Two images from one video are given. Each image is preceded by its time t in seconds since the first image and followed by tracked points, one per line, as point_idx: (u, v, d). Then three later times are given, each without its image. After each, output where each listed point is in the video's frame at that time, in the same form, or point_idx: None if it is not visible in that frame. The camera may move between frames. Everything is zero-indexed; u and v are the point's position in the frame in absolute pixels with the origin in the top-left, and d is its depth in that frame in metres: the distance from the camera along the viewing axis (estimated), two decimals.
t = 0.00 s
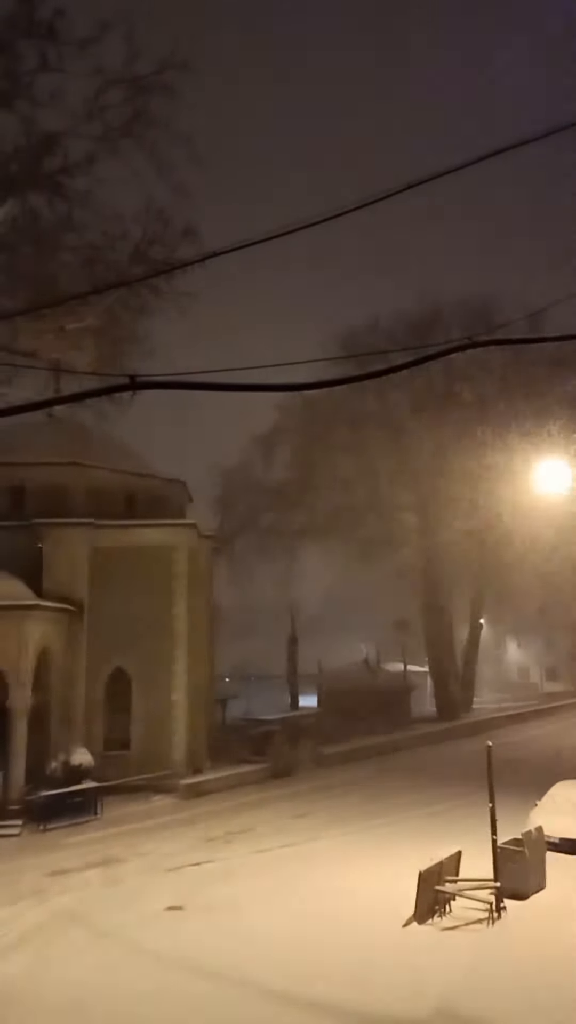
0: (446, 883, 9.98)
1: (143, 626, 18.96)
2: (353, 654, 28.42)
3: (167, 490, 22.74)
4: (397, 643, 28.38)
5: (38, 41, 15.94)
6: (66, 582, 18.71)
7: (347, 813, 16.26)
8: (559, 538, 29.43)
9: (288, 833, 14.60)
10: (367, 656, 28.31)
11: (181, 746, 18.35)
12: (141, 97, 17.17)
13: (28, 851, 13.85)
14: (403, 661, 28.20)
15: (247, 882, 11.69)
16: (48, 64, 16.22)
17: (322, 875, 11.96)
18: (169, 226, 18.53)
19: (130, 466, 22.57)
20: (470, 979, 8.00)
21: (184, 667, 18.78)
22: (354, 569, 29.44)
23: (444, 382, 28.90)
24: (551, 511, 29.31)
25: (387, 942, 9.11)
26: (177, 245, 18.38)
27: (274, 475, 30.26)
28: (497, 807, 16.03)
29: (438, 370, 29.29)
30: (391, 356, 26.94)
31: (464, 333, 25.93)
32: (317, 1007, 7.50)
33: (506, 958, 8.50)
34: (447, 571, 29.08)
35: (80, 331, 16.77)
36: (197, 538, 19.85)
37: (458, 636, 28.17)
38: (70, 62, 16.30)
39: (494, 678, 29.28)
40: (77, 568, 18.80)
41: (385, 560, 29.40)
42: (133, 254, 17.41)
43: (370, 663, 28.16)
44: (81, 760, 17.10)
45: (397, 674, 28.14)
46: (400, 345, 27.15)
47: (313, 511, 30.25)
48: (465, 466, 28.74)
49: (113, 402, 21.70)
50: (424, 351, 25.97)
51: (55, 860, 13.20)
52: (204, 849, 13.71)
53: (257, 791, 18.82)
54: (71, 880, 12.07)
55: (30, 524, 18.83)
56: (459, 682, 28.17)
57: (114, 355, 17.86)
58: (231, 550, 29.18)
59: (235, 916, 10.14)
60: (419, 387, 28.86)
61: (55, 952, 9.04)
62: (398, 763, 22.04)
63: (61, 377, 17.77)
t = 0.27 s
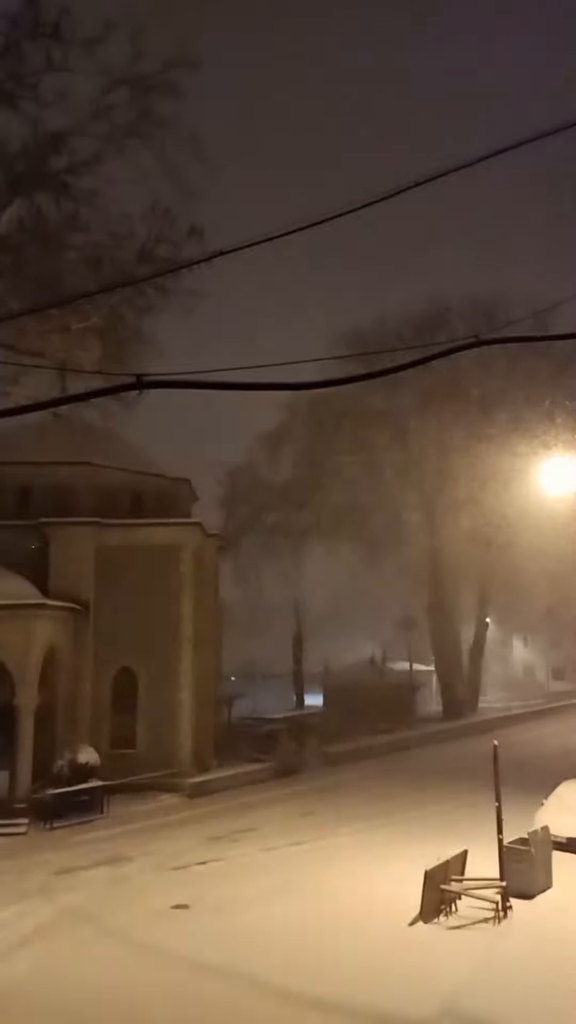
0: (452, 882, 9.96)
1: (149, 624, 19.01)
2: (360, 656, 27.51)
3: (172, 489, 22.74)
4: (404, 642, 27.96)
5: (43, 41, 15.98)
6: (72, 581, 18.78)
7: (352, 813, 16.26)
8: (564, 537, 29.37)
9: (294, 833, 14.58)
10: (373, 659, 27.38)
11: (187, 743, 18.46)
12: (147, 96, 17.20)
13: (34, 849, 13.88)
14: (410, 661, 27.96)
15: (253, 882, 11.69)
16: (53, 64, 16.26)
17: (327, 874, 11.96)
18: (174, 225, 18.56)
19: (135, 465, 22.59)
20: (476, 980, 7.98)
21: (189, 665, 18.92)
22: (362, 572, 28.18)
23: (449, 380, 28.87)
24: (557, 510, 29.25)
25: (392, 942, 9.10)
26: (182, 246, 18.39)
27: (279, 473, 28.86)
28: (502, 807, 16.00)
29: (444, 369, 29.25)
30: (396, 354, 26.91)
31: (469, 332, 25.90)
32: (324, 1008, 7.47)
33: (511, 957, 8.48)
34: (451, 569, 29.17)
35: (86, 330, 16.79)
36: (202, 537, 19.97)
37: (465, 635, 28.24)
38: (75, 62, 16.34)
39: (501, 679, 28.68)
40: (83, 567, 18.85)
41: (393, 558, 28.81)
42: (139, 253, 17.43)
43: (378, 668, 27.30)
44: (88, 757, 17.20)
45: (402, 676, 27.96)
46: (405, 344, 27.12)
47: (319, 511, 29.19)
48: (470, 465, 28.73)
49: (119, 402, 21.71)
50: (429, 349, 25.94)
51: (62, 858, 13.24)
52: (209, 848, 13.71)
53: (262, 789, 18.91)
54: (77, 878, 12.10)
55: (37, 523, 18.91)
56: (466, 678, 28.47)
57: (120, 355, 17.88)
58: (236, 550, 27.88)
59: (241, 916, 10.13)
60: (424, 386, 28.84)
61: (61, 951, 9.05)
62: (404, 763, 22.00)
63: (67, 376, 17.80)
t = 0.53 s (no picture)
0: (455, 882, 9.94)
1: (151, 624, 18.99)
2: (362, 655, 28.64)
3: (176, 488, 22.76)
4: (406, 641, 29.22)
5: (47, 40, 15.99)
6: (75, 581, 18.79)
7: (355, 812, 16.24)
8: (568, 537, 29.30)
9: (297, 832, 14.56)
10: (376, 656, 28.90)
11: (189, 744, 18.41)
12: (150, 95, 17.19)
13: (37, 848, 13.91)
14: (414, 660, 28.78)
15: (256, 881, 11.69)
16: (57, 63, 16.27)
17: (331, 874, 11.95)
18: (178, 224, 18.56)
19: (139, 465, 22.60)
20: (481, 980, 7.96)
21: (192, 665, 18.87)
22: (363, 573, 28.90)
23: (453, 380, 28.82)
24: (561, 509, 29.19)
25: (396, 942, 9.09)
26: (186, 245, 18.37)
27: (283, 475, 28.67)
28: (506, 807, 15.96)
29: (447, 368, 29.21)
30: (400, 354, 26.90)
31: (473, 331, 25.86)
32: (329, 1008, 7.46)
33: (515, 958, 8.45)
34: (453, 571, 29.30)
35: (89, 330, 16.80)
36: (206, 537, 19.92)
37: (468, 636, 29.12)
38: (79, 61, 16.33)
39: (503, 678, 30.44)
40: (86, 567, 18.84)
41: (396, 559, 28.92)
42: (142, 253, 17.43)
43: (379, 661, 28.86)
44: (91, 755, 17.01)
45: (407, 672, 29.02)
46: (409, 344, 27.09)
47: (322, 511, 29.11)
48: (474, 465, 28.72)
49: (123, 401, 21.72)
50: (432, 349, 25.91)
51: (65, 857, 13.26)
52: (212, 848, 13.72)
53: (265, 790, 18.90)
54: (81, 877, 12.13)
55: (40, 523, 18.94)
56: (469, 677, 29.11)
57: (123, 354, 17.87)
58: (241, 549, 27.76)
59: (244, 915, 10.14)
60: (427, 386, 28.83)
61: (65, 950, 9.06)
62: (407, 763, 21.98)
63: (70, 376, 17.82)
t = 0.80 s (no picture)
0: (462, 882, 9.95)
1: (157, 624, 19.02)
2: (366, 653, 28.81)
3: (182, 487, 22.80)
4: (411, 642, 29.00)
5: (52, 41, 16.01)
6: (81, 580, 18.83)
7: (360, 812, 16.21)
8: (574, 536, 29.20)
9: (302, 832, 14.55)
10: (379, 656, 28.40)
11: (195, 743, 18.43)
12: (155, 95, 17.18)
13: (45, 847, 13.97)
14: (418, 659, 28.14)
15: (261, 880, 11.69)
16: (62, 64, 16.29)
17: (337, 873, 11.95)
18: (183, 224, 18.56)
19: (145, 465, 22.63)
20: (485, 981, 7.93)
21: (198, 665, 18.88)
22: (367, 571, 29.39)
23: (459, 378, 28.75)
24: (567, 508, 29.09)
25: (402, 941, 9.08)
26: (191, 245, 18.36)
27: (287, 473, 29.77)
28: (512, 807, 15.91)
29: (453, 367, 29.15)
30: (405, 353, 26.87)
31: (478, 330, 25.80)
32: (333, 1007, 7.46)
33: (521, 958, 8.42)
34: (461, 568, 28.76)
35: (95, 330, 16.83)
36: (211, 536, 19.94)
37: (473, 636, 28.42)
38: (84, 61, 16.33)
39: (509, 677, 31.23)
40: (92, 566, 18.89)
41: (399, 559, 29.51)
42: (148, 253, 17.43)
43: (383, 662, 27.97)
44: (98, 754, 17.08)
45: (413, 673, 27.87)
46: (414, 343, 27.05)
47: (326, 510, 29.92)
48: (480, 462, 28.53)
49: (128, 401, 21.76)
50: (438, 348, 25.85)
51: (72, 856, 13.31)
52: (218, 847, 13.72)
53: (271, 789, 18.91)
54: (88, 875, 12.18)
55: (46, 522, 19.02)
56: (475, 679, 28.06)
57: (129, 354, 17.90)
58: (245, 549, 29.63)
59: (249, 914, 10.14)
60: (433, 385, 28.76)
61: (72, 948, 9.08)
62: (413, 762, 21.94)
63: (76, 376, 17.86)
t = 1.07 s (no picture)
0: (467, 881, 9.97)
1: (163, 623, 19.04)
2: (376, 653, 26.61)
3: (188, 485, 22.83)
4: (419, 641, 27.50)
5: (58, 41, 16.00)
6: (88, 579, 18.87)
7: (365, 811, 16.16)
8: None
9: (308, 831, 14.48)
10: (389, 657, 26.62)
11: (201, 742, 18.46)
12: (161, 95, 17.16)
13: (51, 845, 13.96)
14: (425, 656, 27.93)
15: (266, 879, 11.68)
16: (68, 63, 16.27)
17: (342, 872, 11.91)
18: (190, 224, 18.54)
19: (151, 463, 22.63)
20: (491, 982, 7.85)
21: (204, 663, 18.91)
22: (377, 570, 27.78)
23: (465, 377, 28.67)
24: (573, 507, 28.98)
25: (408, 942, 9.01)
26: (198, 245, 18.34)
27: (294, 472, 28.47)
28: (518, 807, 15.81)
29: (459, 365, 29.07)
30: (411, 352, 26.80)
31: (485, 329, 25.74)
32: (338, 1008, 7.39)
33: (527, 958, 8.36)
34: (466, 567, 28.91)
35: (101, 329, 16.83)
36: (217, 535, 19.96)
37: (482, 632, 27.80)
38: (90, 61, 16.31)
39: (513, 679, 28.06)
40: (98, 565, 18.94)
41: (408, 555, 28.58)
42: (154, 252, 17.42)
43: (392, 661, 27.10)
44: (105, 753, 17.19)
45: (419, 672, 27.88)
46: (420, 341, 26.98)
47: (333, 511, 28.62)
48: (485, 461, 28.70)
49: (134, 399, 21.76)
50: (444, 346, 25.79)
51: (78, 854, 13.31)
52: (223, 846, 13.67)
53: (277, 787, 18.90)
54: (94, 874, 12.16)
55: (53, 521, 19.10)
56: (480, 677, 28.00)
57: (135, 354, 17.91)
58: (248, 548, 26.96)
59: (253, 914, 10.08)
60: (439, 383, 28.68)
61: (78, 948, 9.03)
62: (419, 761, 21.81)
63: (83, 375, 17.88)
